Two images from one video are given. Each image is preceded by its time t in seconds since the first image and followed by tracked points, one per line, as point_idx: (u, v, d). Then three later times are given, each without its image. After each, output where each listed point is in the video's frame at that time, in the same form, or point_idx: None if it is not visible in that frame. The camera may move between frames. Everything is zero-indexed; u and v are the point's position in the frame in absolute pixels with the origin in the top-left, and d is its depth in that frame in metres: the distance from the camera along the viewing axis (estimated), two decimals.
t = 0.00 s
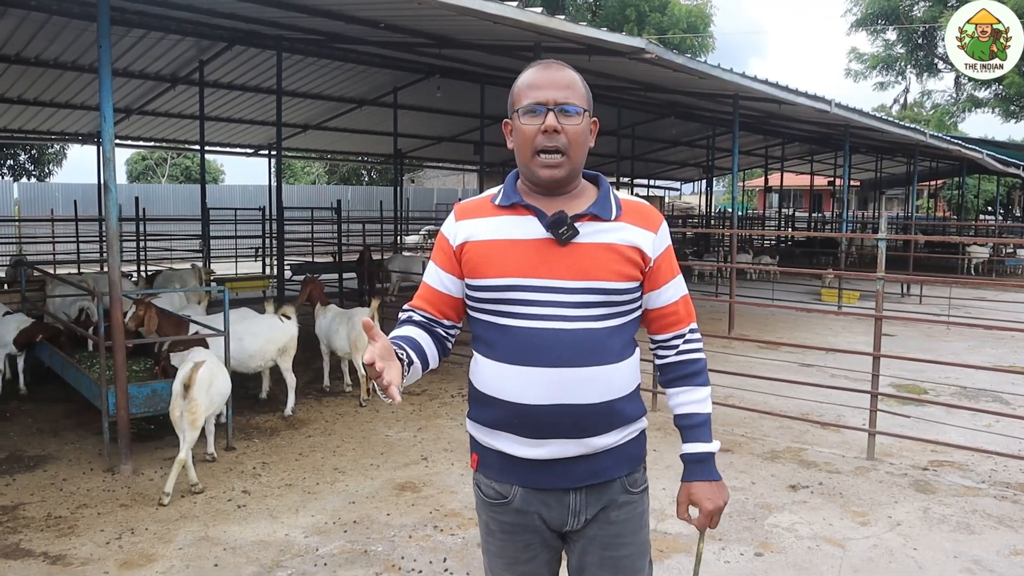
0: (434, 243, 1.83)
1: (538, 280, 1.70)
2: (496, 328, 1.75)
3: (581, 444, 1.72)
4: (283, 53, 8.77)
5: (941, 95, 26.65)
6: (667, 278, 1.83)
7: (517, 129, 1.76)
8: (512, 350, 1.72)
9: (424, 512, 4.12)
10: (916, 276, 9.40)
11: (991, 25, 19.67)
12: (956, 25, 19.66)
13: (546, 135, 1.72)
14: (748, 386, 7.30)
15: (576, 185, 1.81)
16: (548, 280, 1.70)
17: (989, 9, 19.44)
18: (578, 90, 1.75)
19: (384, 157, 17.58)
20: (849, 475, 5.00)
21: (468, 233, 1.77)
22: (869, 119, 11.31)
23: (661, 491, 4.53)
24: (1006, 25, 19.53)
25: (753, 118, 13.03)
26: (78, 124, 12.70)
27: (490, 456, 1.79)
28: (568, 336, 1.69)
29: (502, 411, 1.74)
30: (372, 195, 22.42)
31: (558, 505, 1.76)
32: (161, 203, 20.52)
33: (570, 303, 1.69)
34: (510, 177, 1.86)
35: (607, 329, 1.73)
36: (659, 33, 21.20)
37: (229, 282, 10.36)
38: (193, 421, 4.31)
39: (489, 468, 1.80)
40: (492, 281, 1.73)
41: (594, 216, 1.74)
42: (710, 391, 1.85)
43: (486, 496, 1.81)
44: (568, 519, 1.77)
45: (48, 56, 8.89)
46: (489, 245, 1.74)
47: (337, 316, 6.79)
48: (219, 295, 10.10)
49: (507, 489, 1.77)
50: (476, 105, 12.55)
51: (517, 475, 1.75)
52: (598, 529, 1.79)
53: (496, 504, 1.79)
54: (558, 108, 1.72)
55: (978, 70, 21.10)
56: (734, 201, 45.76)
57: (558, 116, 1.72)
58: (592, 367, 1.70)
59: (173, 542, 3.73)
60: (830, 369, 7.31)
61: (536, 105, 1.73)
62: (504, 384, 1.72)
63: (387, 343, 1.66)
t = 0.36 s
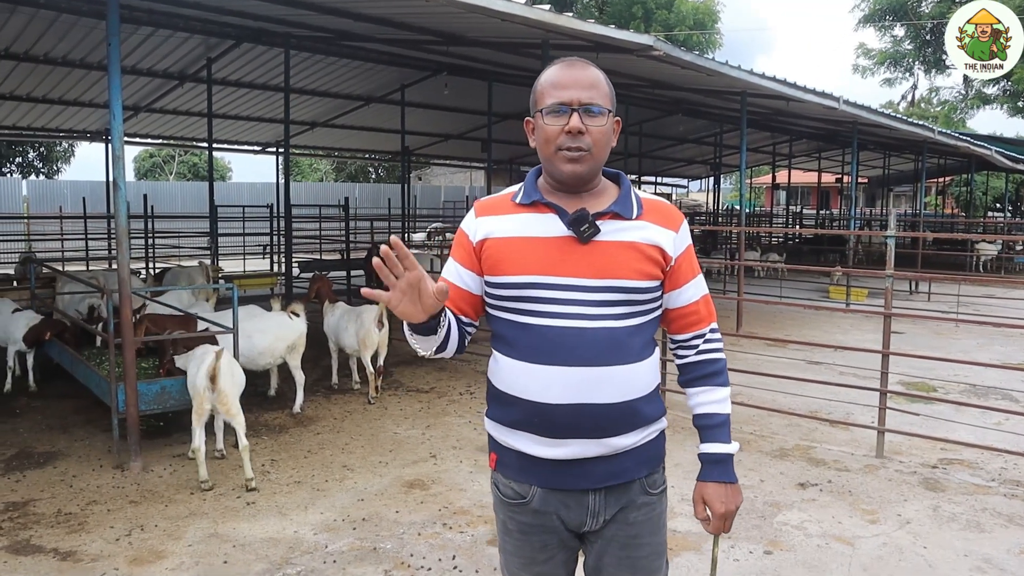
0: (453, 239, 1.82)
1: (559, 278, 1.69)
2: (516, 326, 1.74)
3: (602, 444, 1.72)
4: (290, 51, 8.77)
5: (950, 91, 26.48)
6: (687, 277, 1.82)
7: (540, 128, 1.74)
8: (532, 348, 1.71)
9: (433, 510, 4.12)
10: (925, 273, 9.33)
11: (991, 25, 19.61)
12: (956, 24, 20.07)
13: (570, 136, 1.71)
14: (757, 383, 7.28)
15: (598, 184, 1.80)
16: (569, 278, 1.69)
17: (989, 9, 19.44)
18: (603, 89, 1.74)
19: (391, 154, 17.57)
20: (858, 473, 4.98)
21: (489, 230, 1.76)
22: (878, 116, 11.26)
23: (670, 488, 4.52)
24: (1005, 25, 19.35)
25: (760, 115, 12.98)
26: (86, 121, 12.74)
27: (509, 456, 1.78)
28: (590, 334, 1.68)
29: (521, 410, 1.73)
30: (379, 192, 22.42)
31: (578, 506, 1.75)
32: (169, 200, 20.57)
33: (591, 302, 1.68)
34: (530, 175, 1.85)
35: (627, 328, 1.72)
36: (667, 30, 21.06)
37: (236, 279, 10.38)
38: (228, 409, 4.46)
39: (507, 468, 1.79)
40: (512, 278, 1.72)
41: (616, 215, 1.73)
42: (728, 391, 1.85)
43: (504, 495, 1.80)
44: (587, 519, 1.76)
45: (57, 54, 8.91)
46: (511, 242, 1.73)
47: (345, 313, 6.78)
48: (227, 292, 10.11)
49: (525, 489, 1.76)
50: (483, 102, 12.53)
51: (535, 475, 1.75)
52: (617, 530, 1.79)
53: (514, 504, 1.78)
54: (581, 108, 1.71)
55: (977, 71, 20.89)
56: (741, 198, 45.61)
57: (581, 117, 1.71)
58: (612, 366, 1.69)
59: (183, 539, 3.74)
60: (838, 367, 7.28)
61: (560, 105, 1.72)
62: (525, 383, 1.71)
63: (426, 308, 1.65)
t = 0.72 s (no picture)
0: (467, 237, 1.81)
1: (575, 278, 1.69)
2: (531, 326, 1.73)
3: (615, 444, 1.71)
4: (298, 50, 8.79)
5: (958, 89, 26.34)
6: (701, 278, 1.82)
7: (558, 125, 1.74)
8: (548, 348, 1.70)
9: (440, 509, 4.12)
10: (934, 273, 9.29)
11: (991, 25, 19.53)
12: (956, 24, 19.90)
13: (589, 134, 1.71)
14: (764, 383, 7.25)
15: (614, 184, 1.80)
16: (585, 278, 1.68)
17: (989, 9, 19.33)
18: (622, 88, 1.74)
19: (398, 154, 17.59)
20: (867, 472, 4.96)
21: (505, 229, 1.75)
22: (886, 114, 11.22)
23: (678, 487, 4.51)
24: (1006, 25, 19.33)
25: (768, 113, 12.94)
26: (95, 122, 12.80)
27: (521, 456, 1.78)
28: (606, 334, 1.68)
29: (535, 410, 1.72)
30: (386, 191, 22.44)
31: (591, 506, 1.75)
32: (177, 200, 20.65)
33: (607, 302, 1.68)
34: (545, 174, 1.84)
35: (642, 328, 1.72)
36: (674, 29, 21.07)
37: (244, 278, 10.41)
38: (246, 408, 4.52)
39: (520, 468, 1.78)
40: (528, 278, 1.71)
41: (632, 215, 1.73)
42: (739, 395, 1.85)
43: (517, 495, 1.79)
44: (600, 520, 1.76)
45: (65, 55, 8.96)
46: (527, 241, 1.72)
47: (353, 313, 6.79)
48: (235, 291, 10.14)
49: (539, 489, 1.76)
50: (489, 102, 12.53)
51: (548, 475, 1.74)
52: (629, 530, 1.78)
53: (527, 504, 1.77)
54: (601, 106, 1.71)
55: (978, 71, 20.91)
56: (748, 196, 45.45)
57: (601, 115, 1.70)
58: (628, 367, 1.69)
59: (192, 537, 3.75)
60: (847, 366, 7.25)
61: (579, 102, 1.71)
62: (539, 383, 1.71)
63: (468, 305, 1.65)
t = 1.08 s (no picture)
0: (473, 234, 1.79)
1: (583, 275, 1.68)
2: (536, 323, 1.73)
3: (621, 441, 1.71)
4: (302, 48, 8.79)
5: (964, 86, 26.22)
6: (707, 276, 1.81)
7: (560, 122, 1.73)
8: (554, 345, 1.69)
9: (445, 507, 4.12)
10: (940, 270, 9.25)
11: (990, 25, 19.46)
12: (956, 25, 19.57)
13: (591, 129, 1.70)
14: (770, 380, 7.24)
15: (620, 180, 1.79)
16: (593, 275, 1.68)
17: (988, 10, 19.10)
18: (621, 82, 1.73)
19: (402, 151, 17.59)
20: (873, 470, 4.94)
21: (512, 224, 1.73)
22: (892, 112, 11.17)
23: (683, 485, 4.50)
24: (1006, 25, 19.33)
25: (774, 111, 12.91)
26: (101, 121, 12.85)
27: (527, 452, 1.77)
28: (612, 332, 1.68)
29: (542, 407, 1.72)
30: (391, 189, 22.46)
31: (595, 503, 1.74)
32: (182, 198, 20.71)
33: (613, 300, 1.68)
34: (551, 172, 1.83)
35: (649, 326, 1.72)
36: (679, 26, 20.98)
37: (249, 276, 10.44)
38: (259, 404, 4.54)
39: (525, 464, 1.77)
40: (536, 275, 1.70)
41: (639, 211, 1.72)
42: (745, 391, 1.84)
43: (521, 491, 1.79)
44: (604, 516, 1.76)
45: (71, 53, 8.98)
46: (535, 238, 1.70)
47: (357, 310, 6.80)
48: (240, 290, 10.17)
49: (543, 485, 1.75)
50: (493, 99, 12.52)
51: (554, 471, 1.73)
52: (633, 526, 1.78)
53: (531, 500, 1.77)
54: (601, 101, 1.70)
55: (978, 71, 20.91)
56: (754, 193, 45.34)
57: (602, 109, 1.69)
58: (634, 363, 1.69)
59: (197, 535, 3.76)
60: (853, 364, 7.23)
61: (579, 98, 1.70)
62: (545, 379, 1.70)
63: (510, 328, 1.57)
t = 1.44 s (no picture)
0: (458, 239, 1.78)
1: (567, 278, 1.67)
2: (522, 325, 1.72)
3: (608, 440, 1.71)
4: (297, 48, 8.77)
5: (958, 86, 26.34)
6: (691, 274, 1.81)
7: (540, 128, 1.73)
8: (541, 347, 1.69)
9: (440, 508, 4.11)
10: (934, 270, 9.29)
11: (991, 25, 19.53)
12: (956, 24, 19.75)
13: (570, 135, 1.70)
14: (764, 380, 7.25)
15: (601, 182, 1.79)
16: (578, 278, 1.67)
17: (989, 10, 19.24)
18: (601, 85, 1.72)
19: (397, 151, 17.58)
20: (868, 470, 4.95)
21: (496, 229, 1.73)
22: (887, 112, 11.21)
23: (677, 486, 4.51)
24: (1006, 25, 19.39)
25: (769, 111, 12.94)
26: (95, 120, 12.81)
27: (515, 452, 1.76)
28: (596, 333, 1.68)
29: (529, 407, 1.71)
30: (386, 189, 22.45)
31: (584, 500, 1.74)
32: (177, 198, 20.66)
33: (598, 302, 1.67)
34: (535, 174, 1.83)
35: (634, 327, 1.72)
36: (674, 26, 20.98)
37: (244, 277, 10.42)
38: (259, 405, 4.55)
39: (513, 463, 1.77)
40: (521, 279, 1.69)
41: (622, 214, 1.72)
42: (732, 385, 1.85)
43: (510, 491, 1.78)
44: (593, 514, 1.75)
45: (65, 53, 8.94)
46: (519, 242, 1.70)
47: (352, 311, 6.78)
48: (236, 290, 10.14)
49: (532, 483, 1.74)
50: (489, 99, 12.53)
51: (541, 470, 1.73)
52: (623, 523, 1.78)
53: (520, 499, 1.76)
54: (580, 107, 1.69)
55: (978, 71, 21.01)
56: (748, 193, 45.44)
57: (580, 115, 1.69)
58: (619, 364, 1.69)
59: (192, 536, 3.75)
60: (848, 364, 7.25)
61: (559, 104, 1.70)
62: (531, 381, 1.70)
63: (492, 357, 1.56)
